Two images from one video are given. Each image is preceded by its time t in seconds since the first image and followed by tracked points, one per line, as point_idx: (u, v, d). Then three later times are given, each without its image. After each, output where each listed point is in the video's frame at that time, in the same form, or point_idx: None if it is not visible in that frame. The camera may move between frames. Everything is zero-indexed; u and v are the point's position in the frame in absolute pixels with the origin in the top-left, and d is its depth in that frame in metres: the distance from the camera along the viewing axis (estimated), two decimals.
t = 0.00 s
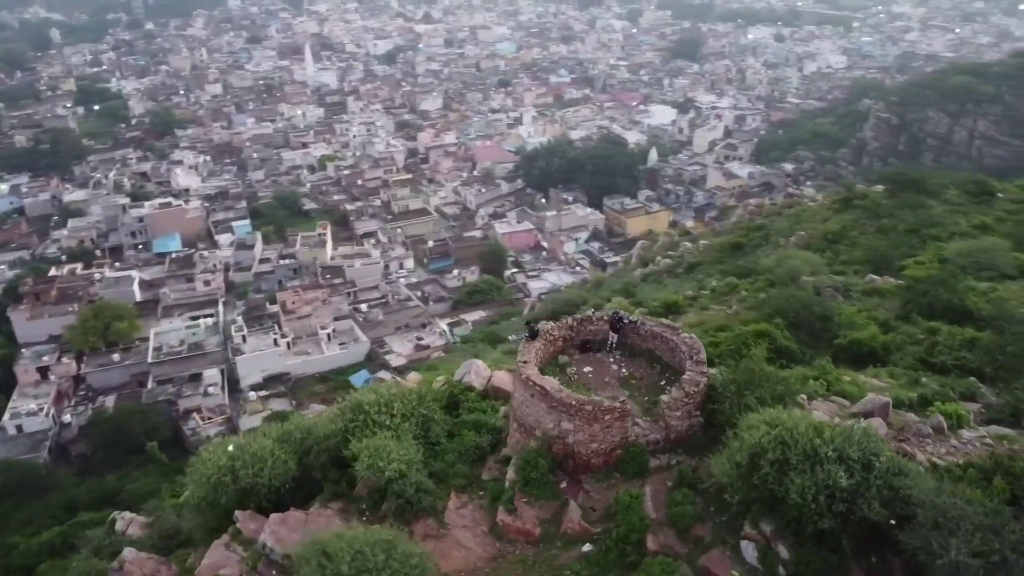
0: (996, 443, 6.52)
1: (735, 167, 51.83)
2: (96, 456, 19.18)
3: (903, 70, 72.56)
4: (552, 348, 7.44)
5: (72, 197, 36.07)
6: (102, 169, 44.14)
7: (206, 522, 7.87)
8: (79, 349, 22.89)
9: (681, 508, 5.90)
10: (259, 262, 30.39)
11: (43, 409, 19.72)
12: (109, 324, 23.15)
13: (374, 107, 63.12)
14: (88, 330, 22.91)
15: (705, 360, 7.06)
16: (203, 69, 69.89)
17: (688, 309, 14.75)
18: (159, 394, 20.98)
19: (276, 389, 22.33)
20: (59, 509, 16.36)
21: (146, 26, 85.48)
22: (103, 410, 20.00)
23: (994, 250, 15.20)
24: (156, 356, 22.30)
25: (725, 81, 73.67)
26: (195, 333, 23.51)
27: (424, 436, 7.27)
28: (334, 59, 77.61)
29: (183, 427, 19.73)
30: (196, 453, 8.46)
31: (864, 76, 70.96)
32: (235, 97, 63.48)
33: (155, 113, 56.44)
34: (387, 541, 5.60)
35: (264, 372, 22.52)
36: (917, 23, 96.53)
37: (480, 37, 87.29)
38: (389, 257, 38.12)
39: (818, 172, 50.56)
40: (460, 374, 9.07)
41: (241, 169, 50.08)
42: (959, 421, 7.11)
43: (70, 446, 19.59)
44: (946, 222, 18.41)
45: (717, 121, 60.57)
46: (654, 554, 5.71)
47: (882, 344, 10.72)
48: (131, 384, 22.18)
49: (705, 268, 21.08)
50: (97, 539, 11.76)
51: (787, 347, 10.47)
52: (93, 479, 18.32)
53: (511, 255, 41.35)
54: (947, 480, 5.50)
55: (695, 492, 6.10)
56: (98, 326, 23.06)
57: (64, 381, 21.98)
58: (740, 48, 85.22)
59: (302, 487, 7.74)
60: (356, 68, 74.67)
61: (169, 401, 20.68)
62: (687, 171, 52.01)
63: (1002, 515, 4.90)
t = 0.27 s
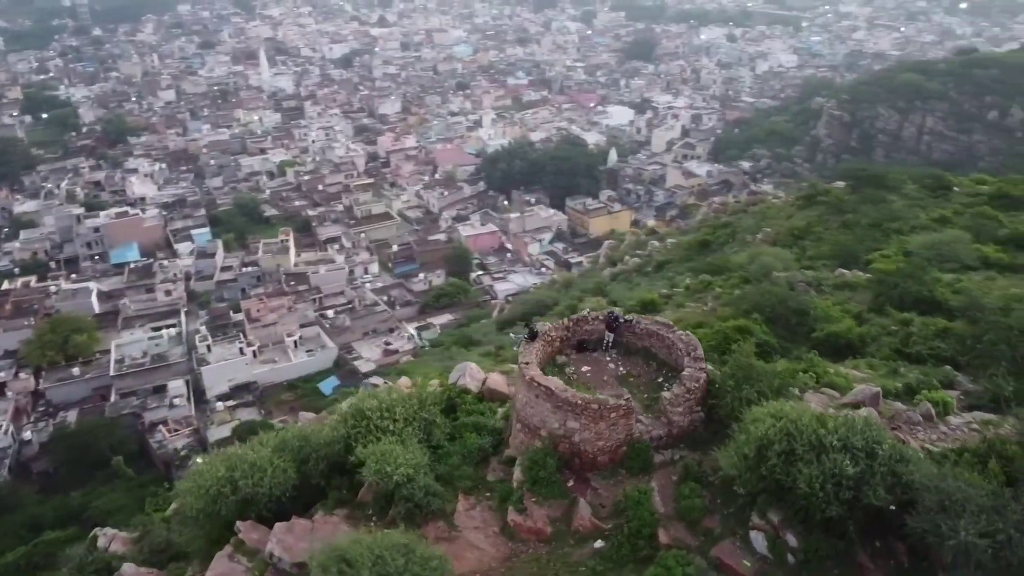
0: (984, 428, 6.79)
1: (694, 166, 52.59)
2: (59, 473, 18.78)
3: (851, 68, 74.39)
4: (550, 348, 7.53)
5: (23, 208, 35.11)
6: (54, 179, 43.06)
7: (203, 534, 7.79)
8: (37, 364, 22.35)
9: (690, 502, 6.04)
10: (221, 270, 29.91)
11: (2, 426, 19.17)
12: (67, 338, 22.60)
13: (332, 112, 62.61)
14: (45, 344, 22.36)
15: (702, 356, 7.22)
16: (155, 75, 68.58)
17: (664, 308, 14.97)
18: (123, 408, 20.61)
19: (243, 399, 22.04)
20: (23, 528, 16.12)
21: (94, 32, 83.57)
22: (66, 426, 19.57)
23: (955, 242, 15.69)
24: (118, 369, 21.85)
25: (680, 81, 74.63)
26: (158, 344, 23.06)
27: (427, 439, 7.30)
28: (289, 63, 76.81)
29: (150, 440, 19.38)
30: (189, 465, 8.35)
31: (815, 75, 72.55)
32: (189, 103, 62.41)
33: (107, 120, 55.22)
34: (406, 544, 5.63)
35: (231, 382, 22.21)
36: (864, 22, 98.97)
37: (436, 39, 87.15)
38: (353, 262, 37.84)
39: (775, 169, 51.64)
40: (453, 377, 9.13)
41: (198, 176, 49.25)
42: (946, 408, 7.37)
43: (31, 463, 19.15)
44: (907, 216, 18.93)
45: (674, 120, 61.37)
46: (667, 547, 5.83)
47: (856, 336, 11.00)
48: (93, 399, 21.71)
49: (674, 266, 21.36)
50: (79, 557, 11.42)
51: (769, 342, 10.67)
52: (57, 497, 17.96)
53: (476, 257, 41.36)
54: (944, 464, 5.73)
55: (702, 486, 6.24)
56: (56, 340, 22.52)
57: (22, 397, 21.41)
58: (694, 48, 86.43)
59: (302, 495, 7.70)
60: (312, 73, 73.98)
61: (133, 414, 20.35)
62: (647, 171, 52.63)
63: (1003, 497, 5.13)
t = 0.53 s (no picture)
0: (971, 415, 7.06)
1: (653, 166, 53.19)
2: (21, 492, 18.28)
3: (802, 67, 75.92)
4: (549, 349, 7.62)
5: None
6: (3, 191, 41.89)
7: (202, 546, 7.71)
8: None
9: (698, 495, 6.17)
10: (181, 280, 29.38)
11: None
12: (23, 354, 22.41)
13: (290, 117, 61.92)
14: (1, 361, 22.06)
15: (698, 353, 7.37)
16: (105, 82, 67.08)
17: (641, 307, 15.15)
18: (85, 423, 20.25)
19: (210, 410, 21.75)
20: None
21: (39, 39, 81.48)
22: (27, 444, 19.10)
23: (918, 236, 16.18)
24: (79, 383, 21.34)
25: (636, 81, 75.37)
26: (119, 356, 22.61)
27: (430, 444, 7.34)
28: (243, 68, 75.77)
29: (115, 455, 19.09)
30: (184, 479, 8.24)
31: (767, 74, 73.87)
32: (141, 110, 61.20)
33: (57, 129, 53.87)
34: (423, 548, 5.66)
35: (197, 393, 21.87)
36: (812, 22, 101.08)
37: (392, 43, 86.74)
38: (317, 269, 37.48)
39: (732, 168, 52.47)
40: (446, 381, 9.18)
41: (154, 185, 48.31)
42: (932, 396, 7.63)
43: None
44: (869, 211, 19.43)
45: (632, 121, 61.96)
46: (678, 541, 5.95)
47: (833, 330, 11.27)
48: (53, 415, 21.10)
49: (644, 266, 21.60)
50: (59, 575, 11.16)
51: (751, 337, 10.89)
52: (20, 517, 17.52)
53: (441, 261, 41.27)
54: (941, 450, 5.95)
55: (708, 479, 6.39)
56: (12, 357, 22.28)
57: None
58: (649, 49, 87.34)
59: (303, 503, 7.68)
60: (267, 78, 73.07)
61: (96, 428, 20.05)
62: (607, 171, 53.07)
63: (1002, 480, 5.36)
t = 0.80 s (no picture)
0: (956, 402, 7.35)
1: (613, 167, 53.69)
2: None
3: (754, 68, 77.31)
4: (547, 349, 7.70)
5: None
6: None
7: (203, 558, 7.63)
8: None
9: (705, 489, 6.32)
10: (141, 290, 28.81)
11: None
12: None
13: (246, 123, 61.11)
14: None
15: (694, 350, 7.53)
16: (53, 90, 65.48)
17: (619, 306, 15.34)
18: (46, 439, 19.81)
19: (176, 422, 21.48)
20: None
21: None
22: None
23: (882, 232, 16.66)
24: (38, 399, 20.91)
25: (593, 83, 75.95)
26: (79, 371, 22.17)
27: (432, 448, 7.37)
28: (196, 75, 74.58)
29: (79, 471, 18.67)
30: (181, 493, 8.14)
31: (721, 75, 75.06)
32: (92, 119, 59.89)
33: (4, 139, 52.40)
34: (441, 550, 5.70)
35: (162, 405, 21.54)
36: (762, 23, 102.95)
37: (348, 48, 86.16)
38: (281, 275, 37.05)
39: (690, 167, 53.21)
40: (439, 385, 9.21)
41: (108, 195, 47.31)
42: (918, 386, 7.87)
43: None
44: (832, 208, 19.92)
45: (591, 122, 62.42)
46: (689, 533, 6.07)
47: (811, 324, 11.51)
48: (13, 432, 20.73)
49: (614, 266, 21.82)
50: None
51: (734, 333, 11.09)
52: None
53: (406, 265, 41.09)
54: (936, 437, 6.18)
55: (712, 474, 6.54)
56: None
57: None
58: (604, 51, 88.08)
59: (304, 511, 7.66)
60: (221, 84, 72.02)
61: (58, 445, 19.61)
62: (568, 173, 53.39)
63: (997, 465, 5.61)
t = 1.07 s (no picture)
0: (940, 390, 7.63)
1: (574, 168, 54.02)
2: None
3: (708, 68, 78.49)
4: (545, 350, 7.78)
5: None
6: None
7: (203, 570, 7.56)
8: None
9: (710, 482, 6.48)
10: (98, 302, 28.18)
11: None
12: None
13: (201, 130, 60.10)
14: None
15: (690, 347, 7.69)
16: None
17: (596, 306, 15.48)
18: (7, 458, 19.60)
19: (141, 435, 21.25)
20: None
21: None
22: None
23: (848, 228, 17.10)
24: None
25: (550, 85, 76.31)
26: (38, 387, 21.81)
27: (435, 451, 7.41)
28: (147, 81, 73.13)
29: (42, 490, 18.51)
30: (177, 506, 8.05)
31: (676, 76, 76.00)
32: (40, 127, 58.33)
33: None
34: (458, 552, 5.76)
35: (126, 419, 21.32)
36: (713, 24, 104.51)
37: (302, 52, 85.29)
38: (243, 284, 36.52)
39: (650, 167, 53.81)
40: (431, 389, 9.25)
41: (60, 205, 46.13)
42: (902, 376, 8.15)
43: None
44: (797, 205, 20.35)
45: (550, 124, 62.71)
46: (698, 526, 6.22)
47: (788, 319, 11.75)
48: None
49: (584, 267, 21.99)
50: None
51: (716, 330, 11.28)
52: None
53: (370, 270, 40.82)
54: (930, 423, 6.42)
55: (715, 467, 6.70)
56: None
57: None
58: (560, 53, 88.54)
59: (305, 519, 7.64)
60: (174, 90, 70.73)
61: (19, 464, 19.41)
62: (529, 175, 53.58)
63: (993, 449, 5.86)
